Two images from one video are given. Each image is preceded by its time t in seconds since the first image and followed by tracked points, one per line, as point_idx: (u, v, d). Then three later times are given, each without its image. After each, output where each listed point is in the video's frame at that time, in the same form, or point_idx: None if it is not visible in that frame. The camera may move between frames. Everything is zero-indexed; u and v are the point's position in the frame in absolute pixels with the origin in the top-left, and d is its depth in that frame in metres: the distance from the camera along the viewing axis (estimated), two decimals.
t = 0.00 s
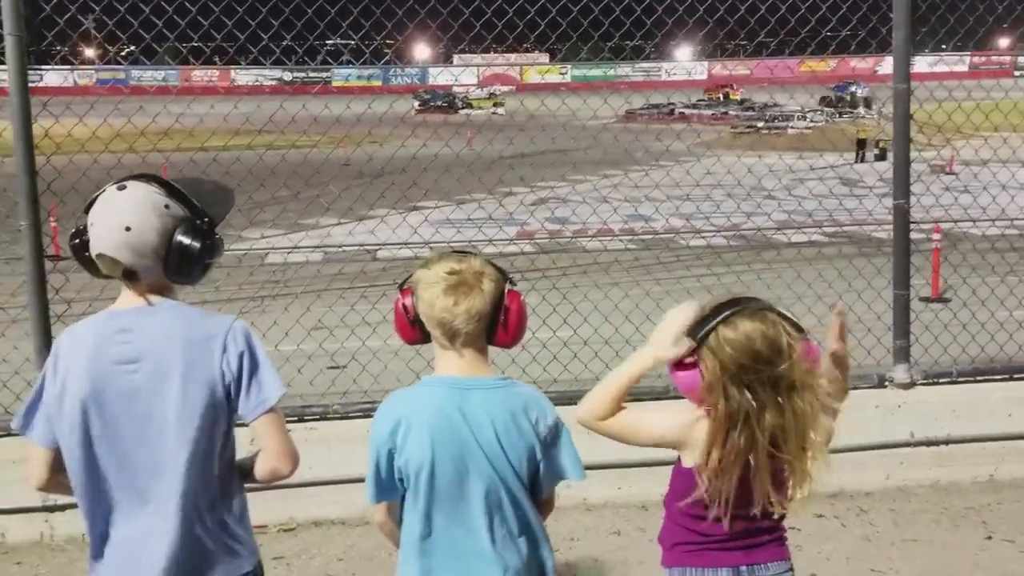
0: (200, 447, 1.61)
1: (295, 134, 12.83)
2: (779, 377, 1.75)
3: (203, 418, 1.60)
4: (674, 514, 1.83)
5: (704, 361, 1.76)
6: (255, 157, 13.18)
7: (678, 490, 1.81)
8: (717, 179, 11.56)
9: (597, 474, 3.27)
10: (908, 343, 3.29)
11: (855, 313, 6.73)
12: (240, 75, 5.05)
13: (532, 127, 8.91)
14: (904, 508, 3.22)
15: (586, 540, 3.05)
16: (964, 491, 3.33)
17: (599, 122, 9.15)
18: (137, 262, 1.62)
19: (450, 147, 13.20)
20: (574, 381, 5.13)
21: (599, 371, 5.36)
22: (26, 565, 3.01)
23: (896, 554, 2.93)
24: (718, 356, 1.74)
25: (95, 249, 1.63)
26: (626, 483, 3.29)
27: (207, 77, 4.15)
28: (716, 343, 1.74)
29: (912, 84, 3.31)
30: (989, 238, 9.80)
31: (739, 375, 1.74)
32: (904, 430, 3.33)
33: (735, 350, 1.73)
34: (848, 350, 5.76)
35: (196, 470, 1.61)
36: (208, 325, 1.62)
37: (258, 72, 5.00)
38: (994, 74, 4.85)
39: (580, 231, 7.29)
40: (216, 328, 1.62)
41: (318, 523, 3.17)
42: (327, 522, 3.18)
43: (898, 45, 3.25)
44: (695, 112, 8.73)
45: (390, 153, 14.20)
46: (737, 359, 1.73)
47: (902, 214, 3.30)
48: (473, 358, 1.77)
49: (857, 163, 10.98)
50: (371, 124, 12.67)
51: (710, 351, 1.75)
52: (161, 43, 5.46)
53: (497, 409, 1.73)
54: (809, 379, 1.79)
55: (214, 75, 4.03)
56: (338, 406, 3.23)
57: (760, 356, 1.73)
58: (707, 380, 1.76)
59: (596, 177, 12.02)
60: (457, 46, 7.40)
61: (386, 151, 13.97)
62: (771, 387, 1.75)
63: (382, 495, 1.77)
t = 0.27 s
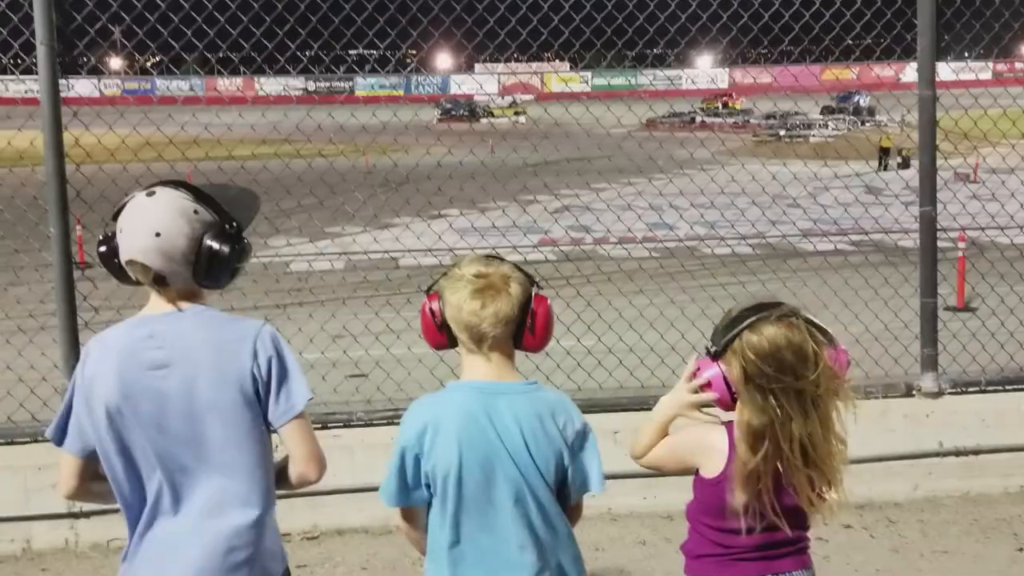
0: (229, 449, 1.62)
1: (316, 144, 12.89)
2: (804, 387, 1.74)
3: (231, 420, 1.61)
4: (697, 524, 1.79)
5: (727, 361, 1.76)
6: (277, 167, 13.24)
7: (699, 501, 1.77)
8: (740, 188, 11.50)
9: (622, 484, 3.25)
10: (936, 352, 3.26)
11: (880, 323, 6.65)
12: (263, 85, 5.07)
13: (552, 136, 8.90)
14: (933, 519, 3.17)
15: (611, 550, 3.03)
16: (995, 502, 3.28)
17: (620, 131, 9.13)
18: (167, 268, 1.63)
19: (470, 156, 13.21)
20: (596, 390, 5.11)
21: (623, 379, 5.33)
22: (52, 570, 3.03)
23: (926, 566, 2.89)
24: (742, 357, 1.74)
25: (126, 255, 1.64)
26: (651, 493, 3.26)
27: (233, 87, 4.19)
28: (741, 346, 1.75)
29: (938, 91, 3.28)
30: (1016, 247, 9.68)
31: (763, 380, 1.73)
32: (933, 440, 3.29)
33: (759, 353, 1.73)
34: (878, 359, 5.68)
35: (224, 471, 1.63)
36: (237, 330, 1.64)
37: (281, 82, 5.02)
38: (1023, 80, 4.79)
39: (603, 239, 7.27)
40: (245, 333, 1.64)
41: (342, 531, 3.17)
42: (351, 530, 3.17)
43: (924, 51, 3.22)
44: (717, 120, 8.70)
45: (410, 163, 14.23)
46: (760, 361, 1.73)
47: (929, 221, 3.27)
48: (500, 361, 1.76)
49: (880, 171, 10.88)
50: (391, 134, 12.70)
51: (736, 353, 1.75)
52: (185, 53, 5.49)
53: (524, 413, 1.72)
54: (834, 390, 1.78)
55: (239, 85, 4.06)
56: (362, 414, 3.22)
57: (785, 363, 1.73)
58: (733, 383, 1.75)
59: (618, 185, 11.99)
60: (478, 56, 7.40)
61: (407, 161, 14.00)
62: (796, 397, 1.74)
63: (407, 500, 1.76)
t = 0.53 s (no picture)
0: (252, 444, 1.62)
1: (333, 150, 12.95)
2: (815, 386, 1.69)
3: (255, 416, 1.62)
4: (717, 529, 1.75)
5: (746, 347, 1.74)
6: (294, 172, 13.31)
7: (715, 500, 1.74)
8: (757, 194, 11.46)
9: (642, 485, 3.23)
10: (959, 353, 3.23)
11: (899, 328, 6.61)
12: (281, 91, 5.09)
13: (569, 141, 8.90)
14: (956, 522, 3.14)
15: (631, 551, 3.01)
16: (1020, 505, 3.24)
17: (636, 136, 9.12)
18: (192, 261, 1.63)
19: (487, 162, 13.23)
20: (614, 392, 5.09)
21: (641, 383, 5.30)
22: (74, 567, 3.05)
23: (949, 568, 2.86)
24: (759, 346, 1.71)
25: (151, 248, 1.64)
26: (671, 493, 3.24)
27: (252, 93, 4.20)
28: (762, 334, 1.71)
29: (963, 91, 3.25)
30: None
31: (773, 372, 1.70)
32: (956, 442, 3.26)
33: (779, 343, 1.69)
34: (902, 364, 5.61)
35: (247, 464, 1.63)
36: (260, 323, 1.64)
37: (299, 86, 5.04)
38: None
39: (619, 245, 7.25)
40: (268, 325, 1.64)
41: (361, 529, 3.17)
42: (370, 528, 3.17)
43: (948, 51, 3.20)
44: (733, 126, 8.68)
45: (427, 168, 14.27)
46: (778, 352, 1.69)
47: (953, 222, 3.24)
48: (523, 355, 1.76)
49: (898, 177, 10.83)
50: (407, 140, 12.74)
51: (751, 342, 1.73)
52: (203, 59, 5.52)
53: (548, 410, 1.71)
54: (852, 392, 1.71)
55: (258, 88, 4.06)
56: (382, 413, 3.22)
57: (799, 357, 1.69)
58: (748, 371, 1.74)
59: (633, 192, 11.97)
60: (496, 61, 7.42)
61: (423, 166, 14.03)
62: (807, 394, 1.69)
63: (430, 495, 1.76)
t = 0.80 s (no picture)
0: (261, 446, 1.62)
1: (341, 154, 12.98)
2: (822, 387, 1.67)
3: (262, 417, 1.62)
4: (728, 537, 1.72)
5: (752, 350, 1.73)
6: (302, 177, 13.34)
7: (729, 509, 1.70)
8: (765, 199, 11.43)
9: (650, 489, 3.22)
10: (969, 359, 3.20)
11: (908, 334, 6.58)
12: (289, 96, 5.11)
13: (577, 145, 8.90)
14: (965, 528, 3.12)
15: (638, 555, 3.00)
16: None
17: (644, 141, 9.12)
18: (198, 261, 1.63)
19: (495, 166, 13.25)
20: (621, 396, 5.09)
21: (648, 388, 5.28)
22: (81, 568, 3.05)
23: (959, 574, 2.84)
24: (767, 350, 1.70)
25: (158, 248, 1.64)
26: (679, 498, 3.23)
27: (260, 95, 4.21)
28: (766, 336, 1.71)
29: (974, 95, 3.24)
30: None
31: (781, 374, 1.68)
32: (966, 448, 3.24)
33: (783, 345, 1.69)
34: (910, 370, 5.59)
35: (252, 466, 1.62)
36: (269, 324, 1.64)
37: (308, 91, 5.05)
38: None
39: (626, 249, 7.23)
40: (276, 326, 1.64)
41: (368, 532, 3.17)
42: (377, 531, 3.17)
43: (959, 55, 3.18)
44: (741, 131, 8.66)
45: (435, 172, 14.29)
46: (786, 354, 1.68)
47: (963, 227, 3.23)
48: (532, 357, 1.75)
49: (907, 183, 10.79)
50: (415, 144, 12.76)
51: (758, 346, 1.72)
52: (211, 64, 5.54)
53: (556, 412, 1.71)
54: (860, 394, 1.68)
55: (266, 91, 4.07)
56: (389, 416, 3.22)
57: (805, 358, 1.67)
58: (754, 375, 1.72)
59: (641, 197, 11.95)
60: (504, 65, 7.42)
61: (431, 171, 14.05)
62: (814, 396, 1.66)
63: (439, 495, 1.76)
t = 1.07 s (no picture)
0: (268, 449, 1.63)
1: (350, 156, 13.02)
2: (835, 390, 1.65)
3: (269, 420, 1.62)
4: (738, 543, 1.71)
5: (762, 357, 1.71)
6: (312, 178, 13.38)
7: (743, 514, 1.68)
8: (773, 202, 11.40)
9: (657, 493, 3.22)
10: (979, 363, 3.19)
11: (917, 337, 6.56)
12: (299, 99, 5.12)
13: (585, 148, 8.89)
14: (974, 532, 3.11)
15: (646, 559, 3.00)
16: None
17: (653, 143, 9.11)
18: (204, 263, 1.63)
19: (503, 168, 13.25)
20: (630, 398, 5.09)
21: (656, 391, 5.27)
22: (89, 571, 3.07)
23: None
24: (777, 355, 1.69)
25: (164, 251, 1.64)
26: (687, 502, 3.22)
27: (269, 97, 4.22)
28: (776, 342, 1.70)
29: (983, 97, 3.22)
30: None
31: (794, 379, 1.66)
32: (975, 452, 3.22)
33: (794, 352, 1.67)
34: (920, 373, 5.57)
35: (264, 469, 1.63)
36: (275, 325, 1.65)
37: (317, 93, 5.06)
38: None
39: (635, 252, 7.21)
40: (282, 327, 1.65)
41: (375, 535, 3.17)
42: (384, 534, 3.18)
43: (968, 59, 3.18)
44: (750, 134, 8.65)
45: (443, 174, 14.30)
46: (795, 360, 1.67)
47: (972, 230, 3.22)
48: (541, 361, 1.75)
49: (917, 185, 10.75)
50: (423, 146, 12.79)
51: (768, 349, 1.70)
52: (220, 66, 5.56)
53: (564, 416, 1.71)
54: (874, 397, 1.68)
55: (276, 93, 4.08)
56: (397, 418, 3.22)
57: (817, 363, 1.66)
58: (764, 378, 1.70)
59: (649, 199, 11.93)
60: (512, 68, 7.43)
61: (440, 173, 14.07)
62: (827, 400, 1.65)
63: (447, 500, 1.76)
